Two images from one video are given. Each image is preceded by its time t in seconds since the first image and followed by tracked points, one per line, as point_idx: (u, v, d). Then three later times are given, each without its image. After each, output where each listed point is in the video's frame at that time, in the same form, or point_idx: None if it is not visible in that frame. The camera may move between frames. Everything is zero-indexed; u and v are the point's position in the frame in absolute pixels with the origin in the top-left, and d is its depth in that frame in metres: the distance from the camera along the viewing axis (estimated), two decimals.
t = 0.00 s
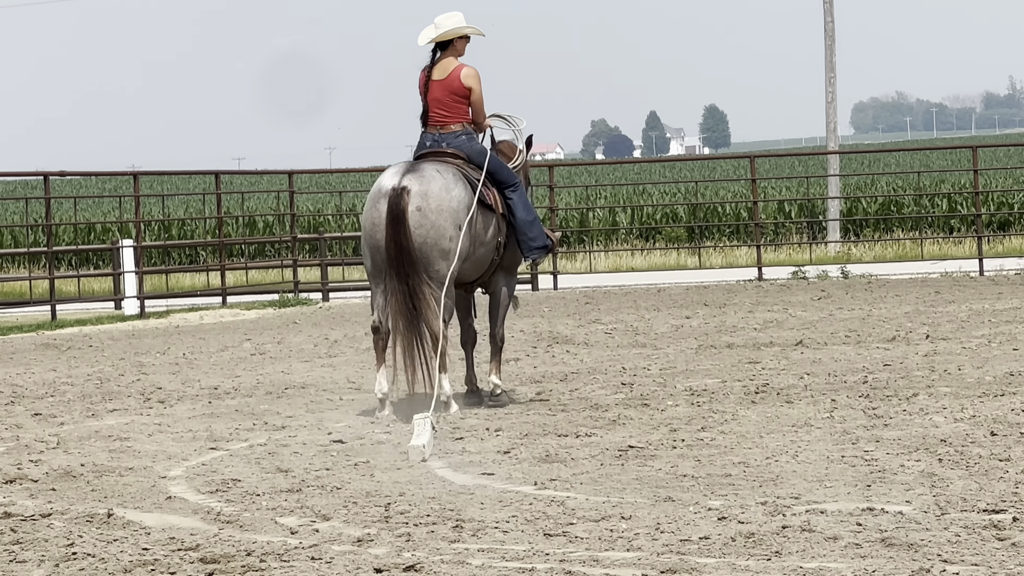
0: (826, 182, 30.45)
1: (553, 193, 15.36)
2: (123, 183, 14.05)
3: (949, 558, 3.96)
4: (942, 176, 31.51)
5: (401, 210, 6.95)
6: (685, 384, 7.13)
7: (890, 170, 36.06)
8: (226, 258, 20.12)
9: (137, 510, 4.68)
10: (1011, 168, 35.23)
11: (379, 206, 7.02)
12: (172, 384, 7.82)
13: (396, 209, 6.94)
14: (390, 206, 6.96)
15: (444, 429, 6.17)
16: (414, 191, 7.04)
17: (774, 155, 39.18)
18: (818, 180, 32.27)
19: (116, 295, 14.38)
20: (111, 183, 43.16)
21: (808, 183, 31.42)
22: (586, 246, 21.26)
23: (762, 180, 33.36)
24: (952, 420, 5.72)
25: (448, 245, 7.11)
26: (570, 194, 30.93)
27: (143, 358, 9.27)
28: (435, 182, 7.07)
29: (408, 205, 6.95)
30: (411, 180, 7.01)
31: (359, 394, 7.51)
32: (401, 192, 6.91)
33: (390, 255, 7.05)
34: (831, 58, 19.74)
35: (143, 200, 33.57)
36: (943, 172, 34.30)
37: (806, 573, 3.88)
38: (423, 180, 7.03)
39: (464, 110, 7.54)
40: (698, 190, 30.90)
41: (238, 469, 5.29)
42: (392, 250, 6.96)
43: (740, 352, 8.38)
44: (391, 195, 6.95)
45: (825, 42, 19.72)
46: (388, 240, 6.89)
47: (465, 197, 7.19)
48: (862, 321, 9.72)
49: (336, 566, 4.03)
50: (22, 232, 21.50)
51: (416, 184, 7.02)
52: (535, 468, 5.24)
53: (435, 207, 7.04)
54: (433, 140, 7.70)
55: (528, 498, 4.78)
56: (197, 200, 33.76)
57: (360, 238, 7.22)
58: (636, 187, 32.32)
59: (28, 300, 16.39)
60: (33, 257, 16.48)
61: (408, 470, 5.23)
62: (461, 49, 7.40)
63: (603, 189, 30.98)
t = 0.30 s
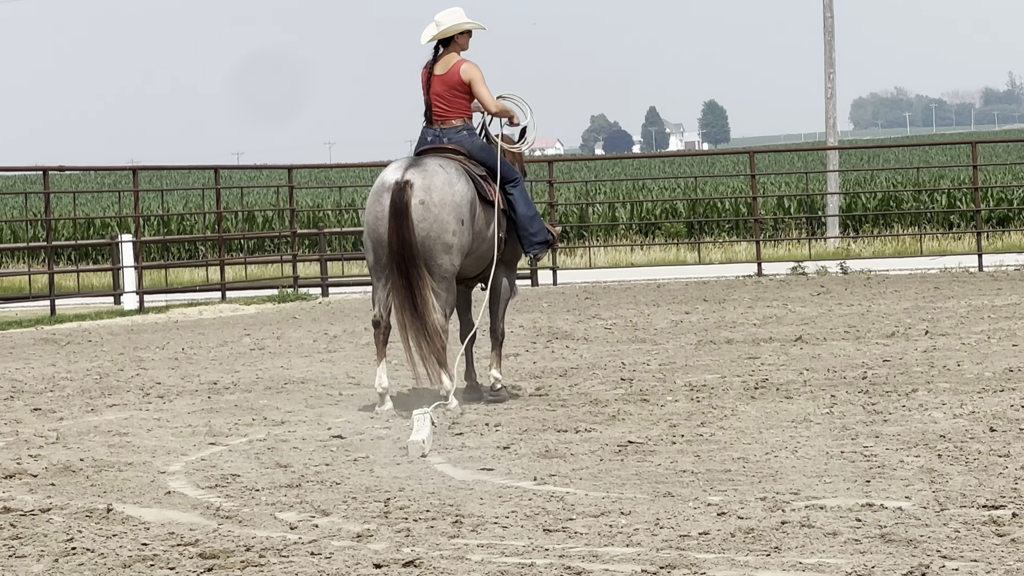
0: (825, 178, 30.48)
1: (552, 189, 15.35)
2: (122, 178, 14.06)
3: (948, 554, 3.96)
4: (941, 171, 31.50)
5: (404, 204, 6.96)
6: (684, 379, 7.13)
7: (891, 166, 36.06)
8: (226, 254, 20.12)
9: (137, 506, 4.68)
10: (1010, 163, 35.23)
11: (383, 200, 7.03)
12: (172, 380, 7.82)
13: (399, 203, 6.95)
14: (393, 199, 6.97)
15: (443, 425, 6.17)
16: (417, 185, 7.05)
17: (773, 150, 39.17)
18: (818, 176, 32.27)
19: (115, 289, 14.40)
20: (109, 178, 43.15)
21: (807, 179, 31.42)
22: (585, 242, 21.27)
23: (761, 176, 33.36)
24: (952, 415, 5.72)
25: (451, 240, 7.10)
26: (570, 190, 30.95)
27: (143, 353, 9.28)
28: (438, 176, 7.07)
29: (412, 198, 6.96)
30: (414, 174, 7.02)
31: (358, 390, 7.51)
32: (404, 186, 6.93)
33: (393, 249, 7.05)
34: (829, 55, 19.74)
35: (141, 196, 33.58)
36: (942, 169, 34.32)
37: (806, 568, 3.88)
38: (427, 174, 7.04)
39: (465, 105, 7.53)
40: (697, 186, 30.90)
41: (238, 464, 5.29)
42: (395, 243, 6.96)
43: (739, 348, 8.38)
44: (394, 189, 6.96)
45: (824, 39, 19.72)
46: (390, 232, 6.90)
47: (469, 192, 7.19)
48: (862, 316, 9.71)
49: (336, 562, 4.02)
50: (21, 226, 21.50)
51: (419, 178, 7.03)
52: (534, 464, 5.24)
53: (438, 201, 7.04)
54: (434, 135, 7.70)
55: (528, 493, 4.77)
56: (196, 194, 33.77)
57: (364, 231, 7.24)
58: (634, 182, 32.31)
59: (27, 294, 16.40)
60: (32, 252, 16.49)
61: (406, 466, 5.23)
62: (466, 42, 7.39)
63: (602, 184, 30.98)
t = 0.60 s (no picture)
0: (825, 176, 30.47)
1: (552, 186, 15.34)
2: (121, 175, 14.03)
3: (948, 553, 3.96)
4: (940, 168, 31.47)
5: (403, 201, 6.96)
6: (684, 377, 7.13)
7: (891, 163, 36.02)
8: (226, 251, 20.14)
9: (135, 503, 4.68)
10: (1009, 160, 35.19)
11: (382, 197, 7.03)
12: (170, 377, 7.82)
13: (399, 200, 6.96)
14: (393, 196, 6.98)
15: (442, 422, 6.18)
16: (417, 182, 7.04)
17: (773, 146, 39.13)
18: (817, 173, 32.26)
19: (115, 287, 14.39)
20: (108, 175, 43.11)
21: (807, 177, 31.40)
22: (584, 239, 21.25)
23: (761, 174, 33.34)
24: (952, 413, 5.72)
25: (451, 237, 7.10)
26: (569, 187, 30.95)
27: (142, 350, 9.28)
28: (438, 174, 7.07)
29: (412, 195, 6.97)
30: (414, 172, 7.02)
31: (358, 387, 7.51)
32: (403, 184, 6.93)
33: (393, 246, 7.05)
34: (830, 52, 19.72)
35: (140, 193, 33.55)
36: (941, 167, 34.32)
37: (805, 566, 3.88)
38: (427, 172, 7.04)
39: (461, 104, 7.53)
40: (696, 183, 30.89)
41: (237, 462, 5.29)
42: (395, 241, 6.97)
43: (739, 346, 8.38)
44: (394, 187, 6.95)
45: (824, 36, 19.70)
46: (390, 230, 6.91)
47: (469, 189, 7.19)
48: (861, 314, 9.70)
49: (334, 559, 4.02)
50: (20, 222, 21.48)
51: (419, 176, 7.02)
52: (533, 462, 5.24)
53: (437, 198, 7.04)
54: (432, 133, 7.70)
55: (526, 491, 4.78)
56: (194, 191, 33.75)
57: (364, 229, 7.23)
58: (633, 180, 32.29)
59: (26, 292, 16.39)
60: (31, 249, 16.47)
61: (405, 463, 5.23)
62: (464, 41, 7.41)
63: (601, 181, 30.96)
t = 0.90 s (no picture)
0: (824, 176, 30.49)
1: (552, 187, 15.34)
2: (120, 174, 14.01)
3: (947, 553, 3.96)
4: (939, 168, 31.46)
5: (402, 200, 6.96)
6: (682, 378, 7.12)
7: (890, 163, 36.04)
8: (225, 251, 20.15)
9: (134, 503, 4.68)
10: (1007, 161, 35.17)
11: (381, 197, 7.03)
12: (169, 376, 7.82)
13: (398, 199, 6.96)
14: (391, 195, 6.98)
15: (441, 422, 6.17)
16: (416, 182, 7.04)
17: (772, 148, 39.10)
18: (817, 174, 32.27)
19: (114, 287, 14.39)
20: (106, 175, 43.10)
21: (806, 178, 31.40)
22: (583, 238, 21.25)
23: (760, 174, 33.35)
24: (951, 413, 5.72)
25: (450, 237, 7.09)
26: (568, 187, 30.95)
27: (141, 350, 9.28)
28: (437, 173, 7.07)
29: (411, 195, 6.97)
30: (413, 171, 7.02)
31: (356, 387, 7.51)
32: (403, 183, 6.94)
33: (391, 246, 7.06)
34: (829, 53, 19.72)
35: (139, 193, 33.55)
36: (941, 168, 34.35)
37: (804, 567, 3.88)
38: (425, 171, 7.04)
39: (460, 104, 7.52)
40: (695, 183, 30.89)
41: (236, 461, 5.29)
42: (393, 240, 6.97)
43: (738, 346, 8.38)
44: (393, 186, 6.96)
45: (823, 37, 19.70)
46: (388, 229, 6.91)
47: (468, 189, 7.19)
48: (861, 315, 9.70)
49: (333, 559, 4.02)
50: (18, 222, 21.48)
51: (418, 176, 7.02)
52: (533, 462, 5.24)
53: (436, 198, 7.04)
54: (431, 133, 7.70)
55: (525, 491, 4.78)
56: (193, 191, 33.77)
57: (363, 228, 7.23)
58: (633, 179, 32.30)
59: (24, 291, 16.38)
60: (30, 248, 16.47)
61: (404, 464, 5.22)
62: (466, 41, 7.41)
63: (600, 182, 30.97)
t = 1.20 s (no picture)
0: (821, 178, 30.50)
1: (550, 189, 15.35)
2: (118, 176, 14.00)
3: (944, 554, 3.96)
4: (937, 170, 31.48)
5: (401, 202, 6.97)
6: (681, 379, 7.12)
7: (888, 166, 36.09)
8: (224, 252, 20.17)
9: (132, 504, 4.68)
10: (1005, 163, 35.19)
11: (380, 198, 7.03)
12: (166, 377, 7.81)
13: (397, 200, 6.95)
14: (390, 197, 6.98)
15: (440, 423, 6.18)
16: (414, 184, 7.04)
17: (769, 150, 39.11)
18: (814, 175, 32.28)
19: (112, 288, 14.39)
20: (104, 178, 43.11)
21: (804, 180, 31.43)
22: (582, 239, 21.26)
23: (759, 176, 33.39)
24: (950, 415, 5.72)
25: (448, 238, 7.10)
26: (567, 189, 30.97)
27: (139, 351, 9.28)
28: (436, 174, 7.07)
29: (409, 197, 6.97)
30: (411, 173, 7.02)
31: (355, 388, 7.51)
32: (401, 184, 6.93)
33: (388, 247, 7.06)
34: (828, 54, 19.73)
35: (137, 195, 33.56)
36: (939, 170, 34.37)
37: (802, 568, 3.88)
38: (424, 173, 7.04)
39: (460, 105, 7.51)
40: (693, 184, 30.91)
41: (234, 463, 5.29)
42: (390, 241, 6.97)
43: (736, 347, 8.38)
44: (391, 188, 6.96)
45: (822, 37, 19.71)
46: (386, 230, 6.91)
47: (466, 189, 7.19)
48: (859, 316, 9.70)
49: (331, 560, 4.03)
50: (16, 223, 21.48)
51: (416, 177, 7.02)
52: (531, 463, 5.24)
53: (434, 200, 7.04)
54: (430, 133, 7.70)
55: (523, 492, 4.78)
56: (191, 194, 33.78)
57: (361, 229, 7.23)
58: (632, 182, 32.34)
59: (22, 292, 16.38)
60: (28, 249, 16.47)
61: (402, 465, 5.22)
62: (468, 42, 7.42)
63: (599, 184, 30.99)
